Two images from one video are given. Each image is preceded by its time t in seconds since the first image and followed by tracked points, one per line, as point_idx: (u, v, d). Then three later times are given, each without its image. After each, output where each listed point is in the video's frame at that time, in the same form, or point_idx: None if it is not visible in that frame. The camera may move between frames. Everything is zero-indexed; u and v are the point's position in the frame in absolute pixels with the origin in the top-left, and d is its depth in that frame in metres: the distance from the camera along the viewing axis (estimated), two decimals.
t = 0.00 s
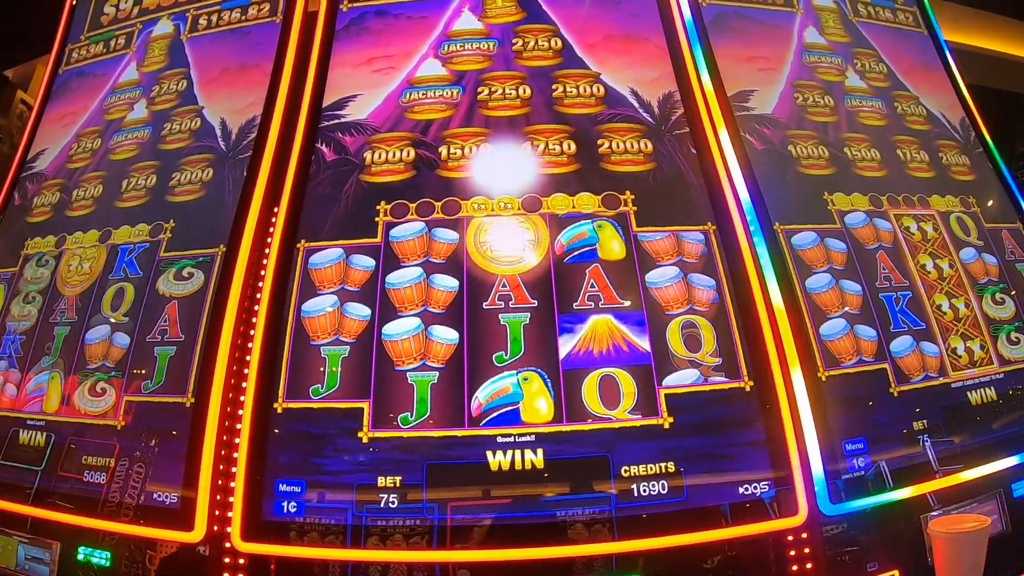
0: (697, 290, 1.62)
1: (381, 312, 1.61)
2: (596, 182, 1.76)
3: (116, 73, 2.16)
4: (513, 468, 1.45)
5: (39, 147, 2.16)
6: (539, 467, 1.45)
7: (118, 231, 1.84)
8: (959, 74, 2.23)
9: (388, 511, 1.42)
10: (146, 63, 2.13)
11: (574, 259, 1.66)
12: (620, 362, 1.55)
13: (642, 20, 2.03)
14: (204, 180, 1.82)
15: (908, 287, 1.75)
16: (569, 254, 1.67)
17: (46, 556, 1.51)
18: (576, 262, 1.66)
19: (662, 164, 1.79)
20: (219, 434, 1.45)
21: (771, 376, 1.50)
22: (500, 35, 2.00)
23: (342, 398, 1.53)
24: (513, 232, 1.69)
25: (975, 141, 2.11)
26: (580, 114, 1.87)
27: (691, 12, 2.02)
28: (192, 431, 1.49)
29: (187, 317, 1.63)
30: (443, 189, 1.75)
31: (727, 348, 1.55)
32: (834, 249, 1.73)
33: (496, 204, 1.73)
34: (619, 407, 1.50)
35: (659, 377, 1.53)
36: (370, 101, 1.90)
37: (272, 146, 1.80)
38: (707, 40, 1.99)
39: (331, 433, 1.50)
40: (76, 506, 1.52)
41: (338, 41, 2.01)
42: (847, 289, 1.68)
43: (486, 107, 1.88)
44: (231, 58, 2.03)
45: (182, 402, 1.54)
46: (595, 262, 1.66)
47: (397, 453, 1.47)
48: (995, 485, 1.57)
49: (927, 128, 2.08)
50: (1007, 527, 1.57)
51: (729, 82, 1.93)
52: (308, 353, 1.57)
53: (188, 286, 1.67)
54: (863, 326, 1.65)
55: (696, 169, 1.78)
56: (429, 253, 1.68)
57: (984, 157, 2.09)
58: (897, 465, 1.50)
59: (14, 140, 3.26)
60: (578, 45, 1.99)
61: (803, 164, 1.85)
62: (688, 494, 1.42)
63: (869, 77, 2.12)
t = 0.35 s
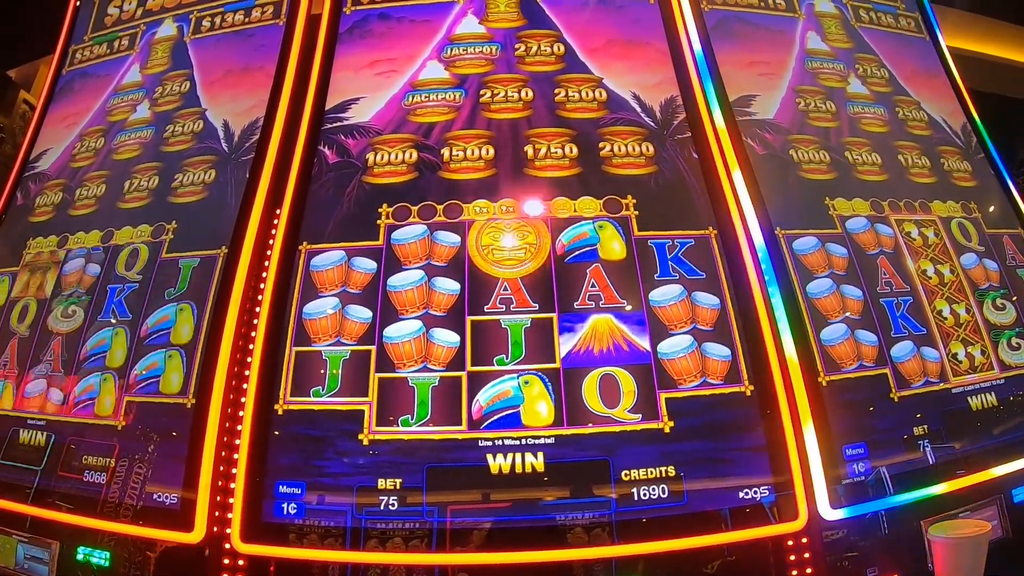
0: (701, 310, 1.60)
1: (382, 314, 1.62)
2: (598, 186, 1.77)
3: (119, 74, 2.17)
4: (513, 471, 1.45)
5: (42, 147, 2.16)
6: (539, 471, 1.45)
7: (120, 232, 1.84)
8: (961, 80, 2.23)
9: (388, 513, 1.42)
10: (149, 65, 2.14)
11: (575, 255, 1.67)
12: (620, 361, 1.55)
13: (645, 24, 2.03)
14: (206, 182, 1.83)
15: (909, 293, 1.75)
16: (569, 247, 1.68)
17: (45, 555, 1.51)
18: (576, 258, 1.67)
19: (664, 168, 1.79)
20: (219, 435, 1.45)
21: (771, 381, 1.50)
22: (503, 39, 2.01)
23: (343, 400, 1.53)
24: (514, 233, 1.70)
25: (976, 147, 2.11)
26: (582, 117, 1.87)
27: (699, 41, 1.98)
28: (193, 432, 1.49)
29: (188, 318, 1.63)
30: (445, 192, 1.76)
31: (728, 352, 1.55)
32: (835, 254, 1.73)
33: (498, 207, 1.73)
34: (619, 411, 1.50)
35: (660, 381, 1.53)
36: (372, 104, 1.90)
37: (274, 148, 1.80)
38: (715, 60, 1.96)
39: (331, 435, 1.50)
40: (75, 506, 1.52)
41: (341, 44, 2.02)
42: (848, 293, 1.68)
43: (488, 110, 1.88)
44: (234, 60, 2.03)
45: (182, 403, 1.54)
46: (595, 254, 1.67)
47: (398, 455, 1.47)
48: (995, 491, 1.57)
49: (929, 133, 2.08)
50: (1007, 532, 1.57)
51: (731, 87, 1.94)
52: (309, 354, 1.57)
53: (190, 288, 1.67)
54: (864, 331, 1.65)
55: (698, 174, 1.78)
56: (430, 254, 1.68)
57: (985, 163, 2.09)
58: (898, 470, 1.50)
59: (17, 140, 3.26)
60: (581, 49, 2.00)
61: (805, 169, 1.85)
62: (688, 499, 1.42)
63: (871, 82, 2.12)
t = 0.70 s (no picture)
0: (700, 318, 1.62)
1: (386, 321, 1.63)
2: (598, 196, 1.78)
3: (123, 80, 2.18)
4: (513, 478, 1.46)
5: (46, 151, 2.18)
6: (539, 477, 1.47)
7: (123, 237, 1.85)
8: (960, 89, 2.24)
9: (389, 519, 1.43)
10: (152, 71, 2.15)
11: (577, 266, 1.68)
12: (620, 370, 1.57)
13: (646, 33, 2.05)
14: (210, 189, 1.84)
15: (907, 302, 1.76)
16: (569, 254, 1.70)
17: (49, 559, 1.53)
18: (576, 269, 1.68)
19: (664, 178, 1.81)
20: (223, 441, 1.47)
21: (770, 391, 1.52)
22: (505, 47, 2.02)
23: (346, 408, 1.54)
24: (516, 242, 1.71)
25: (974, 156, 2.13)
26: (583, 126, 1.89)
27: (701, 55, 1.99)
28: (197, 438, 1.51)
29: (193, 324, 1.64)
30: (447, 201, 1.77)
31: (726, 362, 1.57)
32: (833, 264, 1.74)
33: (499, 216, 1.75)
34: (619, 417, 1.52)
35: (659, 390, 1.55)
36: (375, 112, 1.92)
37: (277, 155, 1.82)
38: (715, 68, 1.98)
39: (333, 442, 1.51)
40: (75, 509, 1.54)
41: (344, 52, 2.03)
42: (846, 303, 1.70)
43: (490, 119, 1.89)
44: (238, 67, 2.05)
45: (186, 409, 1.55)
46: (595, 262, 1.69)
47: (399, 462, 1.49)
48: (991, 499, 1.59)
49: (927, 142, 2.10)
50: (1002, 540, 1.59)
51: (731, 96, 1.95)
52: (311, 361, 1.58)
53: (195, 294, 1.68)
54: (862, 341, 1.66)
55: (698, 183, 1.79)
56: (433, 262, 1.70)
57: (984, 172, 2.10)
58: (894, 478, 1.52)
59: (19, 142, 3.27)
60: (582, 58, 2.01)
61: (804, 178, 1.87)
62: (686, 506, 1.44)
63: (871, 91, 2.14)
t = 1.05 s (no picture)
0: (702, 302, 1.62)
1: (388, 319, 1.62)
2: (602, 193, 1.77)
3: (124, 77, 2.18)
4: (515, 477, 1.45)
5: (47, 148, 2.17)
6: (541, 476, 1.45)
7: (124, 234, 1.85)
8: (964, 89, 2.23)
9: (390, 518, 1.42)
10: (154, 68, 2.14)
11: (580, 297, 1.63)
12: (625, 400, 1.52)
13: (649, 32, 2.04)
14: (211, 185, 1.83)
15: (912, 301, 1.75)
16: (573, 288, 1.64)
17: (47, 557, 1.52)
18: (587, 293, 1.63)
19: (667, 176, 1.80)
20: (222, 438, 1.45)
21: (774, 389, 1.50)
22: (507, 44, 2.01)
23: (347, 406, 1.53)
24: (519, 238, 1.70)
25: (979, 155, 2.12)
26: (586, 124, 1.88)
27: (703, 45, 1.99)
28: (196, 435, 1.50)
29: (193, 320, 1.63)
30: (449, 198, 1.76)
31: (730, 359, 1.56)
32: (838, 262, 1.73)
33: (501, 213, 1.74)
34: (622, 415, 1.51)
35: (663, 388, 1.54)
36: (377, 109, 1.91)
37: (279, 151, 1.81)
38: (717, 69, 1.96)
39: (333, 440, 1.50)
40: (75, 507, 1.52)
41: (346, 49, 2.02)
42: (850, 302, 1.69)
43: (493, 116, 1.89)
44: (240, 64, 2.04)
45: (185, 407, 1.54)
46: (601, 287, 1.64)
47: (399, 460, 1.48)
48: (996, 500, 1.57)
49: (932, 141, 2.09)
50: (1008, 541, 1.57)
51: (735, 95, 1.94)
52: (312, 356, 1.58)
53: (195, 290, 1.68)
54: (866, 340, 1.65)
55: (701, 181, 1.78)
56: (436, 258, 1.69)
57: (989, 171, 2.09)
58: (899, 479, 1.51)
59: (21, 140, 3.26)
60: (585, 56, 2.00)
61: (808, 176, 1.86)
62: (689, 505, 1.42)
63: (875, 90, 2.13)
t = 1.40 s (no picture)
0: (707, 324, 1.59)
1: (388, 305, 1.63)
2: (602, 188, 1.77)
3: (124, 75, 2.18)
4: (515, 472, 1.45)
5: (47, 146, 2.17)
6: (541, 472, 1.45)
7: (123, 231, 1.85)
8: (965, 84, 2.23)
9: (390, 514, 1.42)
10: (153, 65, 2.14)
11: (585, 315, 1.60)
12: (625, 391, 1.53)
13: (649, 27, 2.04)
14: (210, 182, 1.83)
15: (913, 296, 1.75)
16: (575, 301, 1.62)
17: (47, 553, 1.52)
18: (582, 300, 1.62)
19: (668, 171, 1.79)
20: (222, 434, 1.45)
21: (774, 383, 1.50)
22: (507, 41, 2.01)
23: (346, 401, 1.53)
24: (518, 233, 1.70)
25: (980, 151, 2.11)
26: (585, 119, 1.88)
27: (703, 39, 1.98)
28: (196, 431, 1.49)
29: (193, 316, 1.63)
30: (449, 193, 1.76)
31: (730, 354, 1.55)
32: (838, 257, 1.73)
33: (501, 208, 1.73)
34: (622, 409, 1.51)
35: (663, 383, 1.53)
36: (376, 105, 1.91)
37: (279, 146, 1.81)
38: (718, 64, 1.95)
39: (333, 435, 1.50)
40: (76, 504, 1.52)
41: (346, 46, 2.02)
42: (851, 297, 1.68)
43: (492, 112, 1.88)
44: (239, 61, 2.04)
45: (185, 403, 1.54)
46: (601, 299, 1.62)
47: (399, 456, 1.47)
48: (998, 496, 1.57)
49: (933, 137, 2.08)
50: (1009, 537, 1.57)
51: (735, 90, 1.94)
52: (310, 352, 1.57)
53: (194, 286, 1.67)
54: (867, 335, 1.65)
55: (701, 176, 1.78)
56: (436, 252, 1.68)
57: (990, 167, 2.08)
58: (900, 475, 1.50)
59: (21, 140, 3.26)
60: (586, 52, 2.00)
61: (809, 172, 1.85)
62: (690, 501, 1.42)
63: (875, 86, 2.12)
